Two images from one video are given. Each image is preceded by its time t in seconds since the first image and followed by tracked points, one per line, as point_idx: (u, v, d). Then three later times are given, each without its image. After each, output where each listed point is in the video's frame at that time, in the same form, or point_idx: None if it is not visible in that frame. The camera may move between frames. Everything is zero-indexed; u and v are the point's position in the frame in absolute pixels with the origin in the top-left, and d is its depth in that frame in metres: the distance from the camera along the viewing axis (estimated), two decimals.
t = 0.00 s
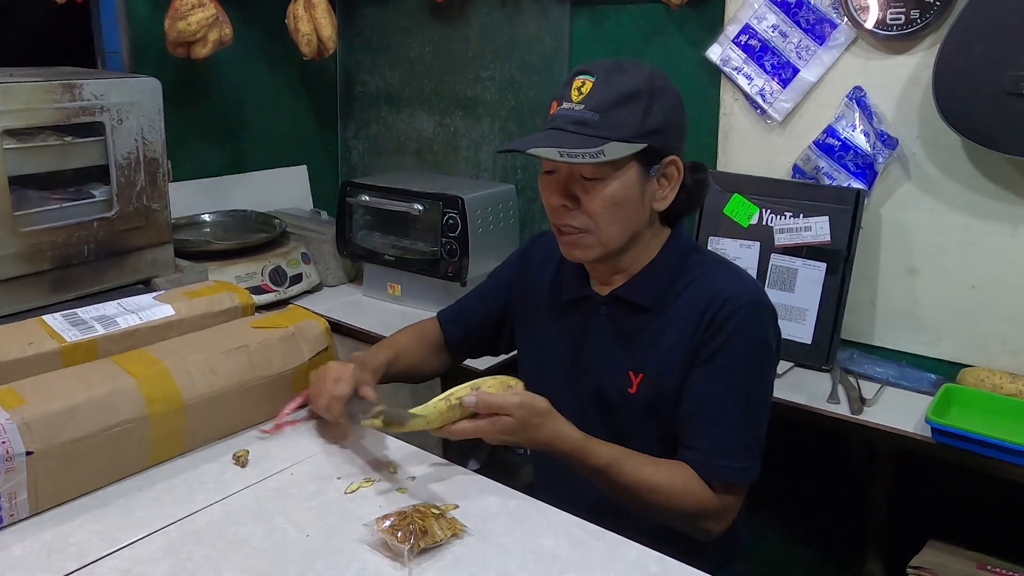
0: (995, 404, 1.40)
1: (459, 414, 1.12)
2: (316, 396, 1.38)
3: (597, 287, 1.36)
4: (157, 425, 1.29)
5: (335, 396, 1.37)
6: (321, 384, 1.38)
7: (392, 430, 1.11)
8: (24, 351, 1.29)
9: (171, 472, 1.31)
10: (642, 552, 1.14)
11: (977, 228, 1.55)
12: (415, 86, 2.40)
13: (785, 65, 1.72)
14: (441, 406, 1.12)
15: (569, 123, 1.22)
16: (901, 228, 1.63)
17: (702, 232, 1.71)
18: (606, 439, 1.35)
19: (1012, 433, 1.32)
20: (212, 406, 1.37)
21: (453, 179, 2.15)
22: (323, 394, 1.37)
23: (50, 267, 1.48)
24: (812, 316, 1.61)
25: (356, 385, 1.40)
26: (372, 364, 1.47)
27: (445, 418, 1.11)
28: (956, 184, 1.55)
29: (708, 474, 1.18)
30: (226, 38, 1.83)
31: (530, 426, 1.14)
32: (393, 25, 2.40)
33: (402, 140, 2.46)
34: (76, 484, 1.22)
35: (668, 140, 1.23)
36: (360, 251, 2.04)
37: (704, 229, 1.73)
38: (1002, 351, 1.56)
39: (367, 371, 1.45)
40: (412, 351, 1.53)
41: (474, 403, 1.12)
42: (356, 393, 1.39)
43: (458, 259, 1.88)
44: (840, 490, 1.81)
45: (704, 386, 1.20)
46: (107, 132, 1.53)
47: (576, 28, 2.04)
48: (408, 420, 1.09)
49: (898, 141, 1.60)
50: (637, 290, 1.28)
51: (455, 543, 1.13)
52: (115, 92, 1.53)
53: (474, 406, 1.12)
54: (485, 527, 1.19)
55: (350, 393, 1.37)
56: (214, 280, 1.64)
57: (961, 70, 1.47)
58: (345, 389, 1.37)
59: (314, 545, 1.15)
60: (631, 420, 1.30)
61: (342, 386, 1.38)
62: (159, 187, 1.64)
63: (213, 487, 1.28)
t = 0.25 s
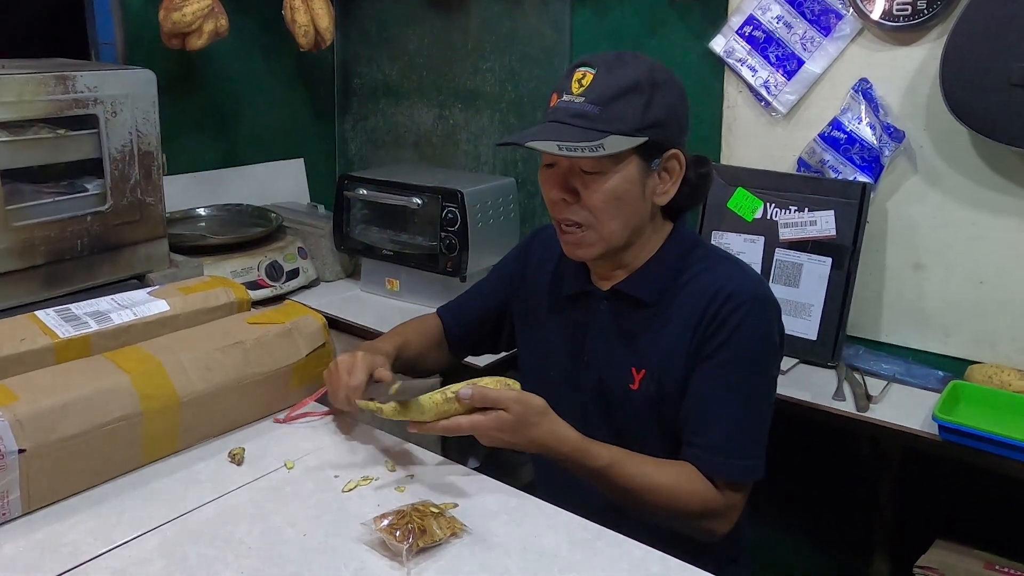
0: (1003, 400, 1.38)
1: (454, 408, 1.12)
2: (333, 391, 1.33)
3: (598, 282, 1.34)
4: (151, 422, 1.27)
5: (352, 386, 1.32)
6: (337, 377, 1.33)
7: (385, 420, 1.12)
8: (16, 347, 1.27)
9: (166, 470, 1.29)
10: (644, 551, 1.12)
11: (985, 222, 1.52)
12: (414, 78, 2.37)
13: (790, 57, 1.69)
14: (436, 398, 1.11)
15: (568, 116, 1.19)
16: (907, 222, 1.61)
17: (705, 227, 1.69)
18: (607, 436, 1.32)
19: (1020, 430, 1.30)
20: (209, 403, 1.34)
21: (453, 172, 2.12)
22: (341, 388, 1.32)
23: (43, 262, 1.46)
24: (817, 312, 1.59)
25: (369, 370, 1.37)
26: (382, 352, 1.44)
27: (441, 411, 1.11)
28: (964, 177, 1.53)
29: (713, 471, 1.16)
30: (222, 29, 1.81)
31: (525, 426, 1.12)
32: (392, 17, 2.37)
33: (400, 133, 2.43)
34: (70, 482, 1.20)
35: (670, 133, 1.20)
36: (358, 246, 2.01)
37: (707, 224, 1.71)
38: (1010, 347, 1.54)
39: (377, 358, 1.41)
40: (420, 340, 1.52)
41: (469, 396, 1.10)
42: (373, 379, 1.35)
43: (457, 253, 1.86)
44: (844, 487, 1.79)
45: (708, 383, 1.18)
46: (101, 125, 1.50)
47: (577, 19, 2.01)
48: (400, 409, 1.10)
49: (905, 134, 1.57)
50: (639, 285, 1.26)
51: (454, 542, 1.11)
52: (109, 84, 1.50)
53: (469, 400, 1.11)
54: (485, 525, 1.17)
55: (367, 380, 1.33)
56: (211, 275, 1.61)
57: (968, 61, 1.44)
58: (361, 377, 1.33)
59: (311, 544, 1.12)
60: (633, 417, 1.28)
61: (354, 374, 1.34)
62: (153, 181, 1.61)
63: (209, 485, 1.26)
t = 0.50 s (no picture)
0: (1011, 398, 1.36)
1: (448, 402, 1.12)
2: (341, 387, 1.30)
3: (598, 277, 1.32)
4: (146, 420, 1.25)
5: (360, 381, 1.29)
6: (344, 374, 1.30)
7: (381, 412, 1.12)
8: (8, 343, 1.25)
9: (160, 468, 1.27)
10: (646, 551, 1.10)
11: (993, 216, 1.50)
12: (412, 70, 2.34)
13: (794, 49, 1.67)
14: (431, 392, 1.12)
15: (565, 108, 1.17)
16: (914, 216, 1.58)
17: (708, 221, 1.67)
18: (609, 433, 1.30)
19: None
20: (204, 400, 1.32)
21: (452, 166, 2.10)
22: (348, 384, 1.29)
23: (35, 256, 1.43)
24: (822, 308, 1.57)
25: (376, 364, 1.34)
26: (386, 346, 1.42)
27: (433, 406, 1.12)
28: (971, 170, 1.51)
29: (715, 470, 1.13)
30: (217, 20, 1.79)
31: (518, 423, 1.10)
32: (390, 8, 2.34)
33: (399, 126, 2.40)
34: (63, 480, 1.18)
35: (670, 125, 1.18)
36: (356, 240, 1.99)
37: (710, 218, 1.69)
38: (1017, 343, 1.52)
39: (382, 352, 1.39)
40: (421, 334, 1.49)
41: (463, 390, 1.10)
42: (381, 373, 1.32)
43: (456, 248, 1.84)
44: (849, 485, 1.77)
45: (712, 380, 1.16)
46: (95, 117, 1.47)
47: (578, 10, 1.98)
48: (393, 399, 1.11)
49: (911, 127, 1.55)
50: (640, 279, 1.24)
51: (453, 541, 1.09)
52: (103, 76, 1.47)
53: (462, 395, 1.11)
54: (485, 524, 1.15)
55: (375, 375, 1.29)
56: (207, 270, 1.59)
57: (976, 53, 1.42)
58: (369, 372, 1.29)
59: (308, 543, 1.10)
60: (635, 415, 1.25)
61: (361, 369, 1.31)
62: (148, 174, 1.58)
63: (204, 483, 1.24)
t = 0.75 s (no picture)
0: (1020, 395, 1.33)
1: (442, 398, 1.10)
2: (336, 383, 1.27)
3: (598, 272, 1.29)
4: (140, 417, 1.23)
5: (355, 378, 1.27)
6: (340, 369, 1.27)
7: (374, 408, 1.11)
8: None
9: (155, 467, 1.25)
10: (649, 550, 1.08)
11: (1001, 210, 1.48)
12: (410, 62, 2.31)
13: (799, 40, 1.64)
14: (424, 389, 1.10)
15: (560, 101, 1.15)
16: (920, 211, 1.56)
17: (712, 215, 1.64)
18: (610, 431, 1.28)
19: None
20: (199, 397, 1.30)
21: (451, 159, 2.07)
22: (343, 381, 1.26)
23: (28, 251, 1.41)
24: (828, 303, 1.55)
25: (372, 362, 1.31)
26: (385, 345, 1.39)
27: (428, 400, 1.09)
28: (979, 164, 1.48)
29: (717, 468, 1.11)
30: (212, 11, 1.76)
31: (512, 420, 1.09)
32: None
33: (397, 118, 2.37)
34: (56, 479, 1.16)
35: (668, 117, 1.16)
36: (353, 235, 1.97)
37: (713, 212, 1.66)
38: None
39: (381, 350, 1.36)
40: (423, 333, 1.47)
41: (457, 383, 1.09)
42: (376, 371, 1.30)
43: (455, 243, 1.82)
44: (854, 482, 1.75)
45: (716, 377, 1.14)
46: (88, 110, 1.45)
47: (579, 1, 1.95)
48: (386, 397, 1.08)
49: (918, 120, 1.53)
50: (640, 273, 1.22)
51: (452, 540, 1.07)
52: (97, 68, 1.44)
53: (458, 390, 1.09)
54: (485, 523, 1.13)
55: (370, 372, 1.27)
56: (201, 265, 1.56)
57: (984, 44, 1.40)
58: (365, 370, 1.27)
59: (304, 543, 1.08)
60: (637, 412, 1.23)
61: (358, 366, 1.29)
62: (142, 168, 1.55)
63: (199, 482, 1.21)
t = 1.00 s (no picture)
0: None
1: (435, 399, 1.09)
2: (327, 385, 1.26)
3: (597, 267, 1.27)
4: (135, 414, 1.21)
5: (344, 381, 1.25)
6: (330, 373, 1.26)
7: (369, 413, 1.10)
8: None
9: (150, 465, 1.23)
10: (651, 549, 1.06)
11: (1008, 205, 1.46)
12: (409, 54, 2.28)
13: (803, 32, 1.62)
14: (416, 390, 1.09)
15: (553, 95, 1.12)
16: (926, 205, 1.54)
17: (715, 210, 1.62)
18: (611, 428, 1.26)
19: None
20: (194, 394, 1.28)
21: (450, 153, 2.05)
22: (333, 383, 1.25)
23: (20, 246, 1.39)
24: (833, 299, 1.53)
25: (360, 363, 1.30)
26: (374, 343, 1.38)
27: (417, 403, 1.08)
28: (986, 157, 1.46)
29: (719, 467, 1.09)
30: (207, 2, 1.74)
31: (507, 419, 1.07)
32: None
33: (395, 111, 2.34)
34: (49, 477, 1.14)
35: (665, 110, 1.13)
36: (351, 229, 1.94)
37: (716, 207, 1.64)
38: None
39: (369, 350, 1.35)
40: (417, 326, 1.45)
41: (450, 383, 1.08)
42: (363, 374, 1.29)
43: (455, 237, 1.80)
44: (858, 479, 1.73)
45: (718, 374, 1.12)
46: (82, 103, 1.42)
47: None
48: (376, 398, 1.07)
49: (924, 113, 1.50)
50: (640, 268, 1.20)
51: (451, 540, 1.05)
52: (91, 60, 1.42)
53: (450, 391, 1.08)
54: (484, 522, 1.11)
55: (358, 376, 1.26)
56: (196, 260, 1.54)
57: (992, 35, 1.38)
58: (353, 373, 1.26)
59: (301, 542, 1.07)
60: (638, 409, 1.21)
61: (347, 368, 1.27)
62: (137, 161, 1.53)
63: (194, 480, 1.20)
